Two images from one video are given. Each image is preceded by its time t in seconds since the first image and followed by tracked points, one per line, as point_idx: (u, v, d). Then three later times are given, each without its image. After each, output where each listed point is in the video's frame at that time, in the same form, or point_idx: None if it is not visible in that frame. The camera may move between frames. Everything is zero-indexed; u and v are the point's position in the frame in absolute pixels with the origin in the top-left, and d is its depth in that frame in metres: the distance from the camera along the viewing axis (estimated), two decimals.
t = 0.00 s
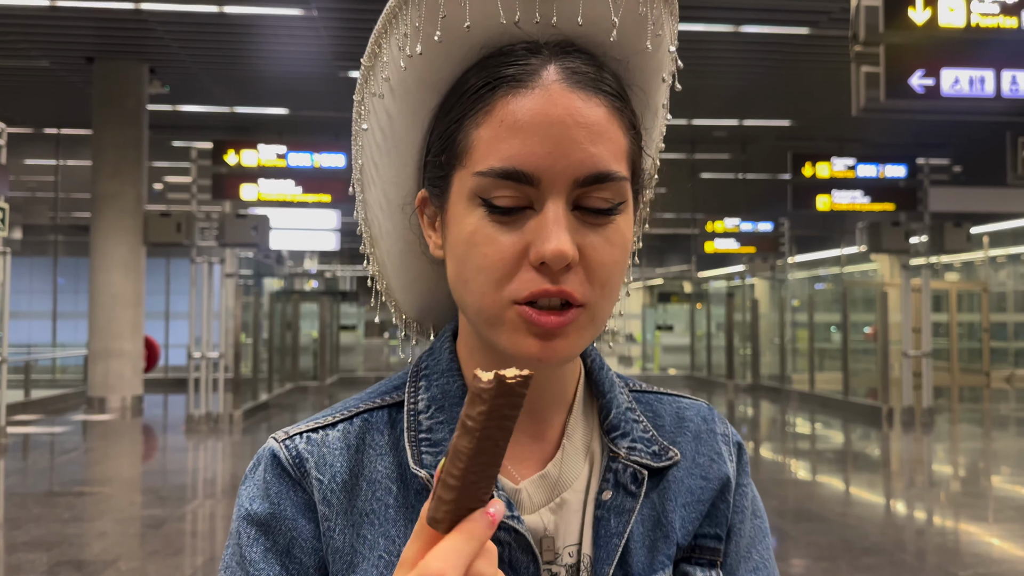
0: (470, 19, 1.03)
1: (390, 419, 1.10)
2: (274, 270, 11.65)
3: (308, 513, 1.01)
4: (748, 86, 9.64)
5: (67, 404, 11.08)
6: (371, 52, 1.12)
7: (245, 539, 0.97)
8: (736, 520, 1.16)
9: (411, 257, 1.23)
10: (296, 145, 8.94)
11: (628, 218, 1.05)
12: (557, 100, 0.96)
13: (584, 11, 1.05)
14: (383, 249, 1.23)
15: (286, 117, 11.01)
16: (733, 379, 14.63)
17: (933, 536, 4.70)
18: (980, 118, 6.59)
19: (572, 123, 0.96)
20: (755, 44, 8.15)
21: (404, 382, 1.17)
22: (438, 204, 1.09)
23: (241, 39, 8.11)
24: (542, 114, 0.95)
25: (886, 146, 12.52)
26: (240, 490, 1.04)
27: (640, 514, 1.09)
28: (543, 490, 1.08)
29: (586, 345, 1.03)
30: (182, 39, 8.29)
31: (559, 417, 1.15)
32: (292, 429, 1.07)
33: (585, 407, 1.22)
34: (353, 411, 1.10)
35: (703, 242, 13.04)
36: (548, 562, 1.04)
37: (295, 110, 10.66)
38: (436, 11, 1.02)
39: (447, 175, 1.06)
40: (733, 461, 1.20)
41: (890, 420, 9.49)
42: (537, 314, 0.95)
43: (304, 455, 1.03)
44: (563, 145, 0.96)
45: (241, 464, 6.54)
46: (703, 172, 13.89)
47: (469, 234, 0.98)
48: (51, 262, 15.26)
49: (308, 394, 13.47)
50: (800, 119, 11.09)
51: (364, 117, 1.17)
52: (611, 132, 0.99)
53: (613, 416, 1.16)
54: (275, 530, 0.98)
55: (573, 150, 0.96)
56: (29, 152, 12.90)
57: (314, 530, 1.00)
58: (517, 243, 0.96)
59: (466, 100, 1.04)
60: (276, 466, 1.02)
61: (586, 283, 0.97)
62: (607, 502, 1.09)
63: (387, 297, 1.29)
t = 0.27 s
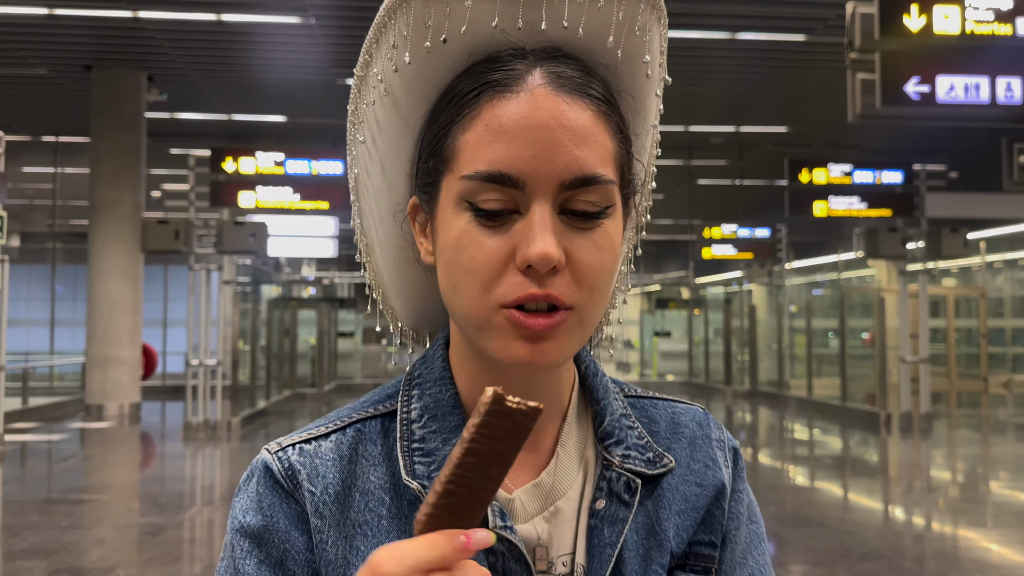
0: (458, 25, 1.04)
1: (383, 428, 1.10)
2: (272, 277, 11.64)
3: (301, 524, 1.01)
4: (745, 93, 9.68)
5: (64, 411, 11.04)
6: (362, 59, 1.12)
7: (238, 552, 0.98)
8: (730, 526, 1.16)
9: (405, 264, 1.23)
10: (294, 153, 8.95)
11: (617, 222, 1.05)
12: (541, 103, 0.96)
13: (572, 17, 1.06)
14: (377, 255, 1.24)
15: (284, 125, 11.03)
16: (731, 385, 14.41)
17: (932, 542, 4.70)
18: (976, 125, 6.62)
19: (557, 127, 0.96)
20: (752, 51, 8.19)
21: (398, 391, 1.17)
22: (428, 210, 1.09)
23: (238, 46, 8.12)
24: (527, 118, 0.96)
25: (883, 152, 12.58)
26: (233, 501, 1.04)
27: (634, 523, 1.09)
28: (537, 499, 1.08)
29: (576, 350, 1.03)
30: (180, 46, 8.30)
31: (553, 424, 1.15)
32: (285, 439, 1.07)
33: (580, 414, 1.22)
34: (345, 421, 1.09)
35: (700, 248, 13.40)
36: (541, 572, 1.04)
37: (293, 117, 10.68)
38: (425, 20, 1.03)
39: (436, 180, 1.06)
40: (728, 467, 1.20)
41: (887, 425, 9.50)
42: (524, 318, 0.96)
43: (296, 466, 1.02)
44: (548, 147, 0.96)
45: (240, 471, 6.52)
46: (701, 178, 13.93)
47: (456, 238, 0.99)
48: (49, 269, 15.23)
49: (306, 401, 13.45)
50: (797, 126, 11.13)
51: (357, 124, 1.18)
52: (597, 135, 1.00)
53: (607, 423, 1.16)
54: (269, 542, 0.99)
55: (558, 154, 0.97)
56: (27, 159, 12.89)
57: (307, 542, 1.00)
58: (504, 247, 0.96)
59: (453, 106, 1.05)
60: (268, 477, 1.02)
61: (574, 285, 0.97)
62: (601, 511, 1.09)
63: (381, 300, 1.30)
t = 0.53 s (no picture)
0: (448, 28, 1.05)
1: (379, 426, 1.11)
2: (271, 283, 11.63)
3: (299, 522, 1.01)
4: (743, 100, 9.72)
5: (62, 419, 10.99)
6: (352, 64, 1.13)
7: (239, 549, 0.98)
8: (728, 522, 1.16)
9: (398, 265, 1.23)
10: (293, 159, 8.97)
11: (614, 220, 1.05)
12: (538, 102, 0.97)
13: (564, 16, 1.07)
14: (371, 260, 1.24)
15: (283, 131, 11.04)
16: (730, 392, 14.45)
17: (931, 549, 4.68)
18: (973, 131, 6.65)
19: (554, 125, 0.96)
20: (749, 58, 8.22)
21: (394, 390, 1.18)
22: (424, 212, 1.09)
23: (237, 53, 8.15)
24: (523, 117, 0.96)
25: (880, 159, 12.62)
26: (231, 501, 1.04)
27: (632, 520, 1.09)
28: (535, 497, 1.08)
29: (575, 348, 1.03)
30: (179, 53, 8.32)
31: (549, 422, 1.15)
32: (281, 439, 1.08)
33: (576, 412, 1.22)
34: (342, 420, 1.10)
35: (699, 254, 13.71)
36: (540, 569, 1.03)
37: (292, 124, 10.69)
38: (416, 22, 1.05)
39: (432, 182, 1.06)
40: (725, 463, 1.20)
41: (886, 432, 9.49)
42: (525, 316, 0.95)
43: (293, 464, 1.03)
44: (546, 145, 0.96)
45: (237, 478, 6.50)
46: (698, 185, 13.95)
47: (456, 240, 0.99)
48: (47, 276, 15.20)
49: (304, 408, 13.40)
50: (795, 132, 11.17)
51: (347, 130, 1.19)
52: (594, 134, 1.00)
53: (603, 421, 1.17)
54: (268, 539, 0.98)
55: (556, 152, 0.97)
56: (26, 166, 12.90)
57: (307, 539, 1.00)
58: (504, 247, 0.96)
59: (448, 107, 1.05)
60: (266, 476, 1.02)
61: (574, 284, 0.97)
62: (599, 508, 1.09)
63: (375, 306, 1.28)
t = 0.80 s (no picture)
0: (448, 35, 1.05)
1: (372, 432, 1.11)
2: (271, 286, 11.64)
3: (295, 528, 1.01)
4: (743, 103, 9.73)
5: (62, 421, 10.99)
6: (345, 67, 1.13)
7: (237, 554, 0.96)
8: (719, 528, 1.17)
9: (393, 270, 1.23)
10: (293, 162, 8.98)
11: (614, 232, 1.06)
12: (541, 115, 0.97)
13: (564, 26, 1.08)
14: (363, 266, 1.24)
15: (283, 134, 11.06)
16: (729, 395, 14.55)
17: (931, 552, 4.68)
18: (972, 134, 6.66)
19: (557, 139, 0.97)
20: (750, 61, 8.24)
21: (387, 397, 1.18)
22: (422, 222, 1.09)
23: (238, 56, 8.16)
24: (527, 130, 0.96)
25: (880, 162, 12.64)
26: (224, 508, 1.04)
27: (625, 527, 1.10)
28: (529, 505, 1.08)
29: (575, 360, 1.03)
30: (180, 56, 8.34)
31: (544, 429, 1.14)
32: (274, 446, 1.08)
33: (570, 419, 1.22)
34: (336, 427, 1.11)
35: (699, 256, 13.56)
36: None
37: (292, 126, 10.71)
38: (414, 28, 1.04)
39: (432, 192, 1.06)
40: (716, 470, 1.21)
41: (886, 435, 9.48)
42: (527, 329, 0.95)
43: (286, 470, 1.04)
44: (549, 159, 0.96)
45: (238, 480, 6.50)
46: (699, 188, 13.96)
47: (459, 252, 0.99)
48: (47, 278, 15.20)
49: (304, 410, 13.41)
50: (795, 135, 11.18)
51: (339, 133, 1.18)
52: (596, 146, 1.00)
53: (597, 427, 1.17)
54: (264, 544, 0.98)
55: (559, 166, 0.97)
56: (27, 168, 12.92)
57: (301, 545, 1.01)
58: (506, 261, 0.96)
59: (448, 117, 1.05)
60: (261, 482, 1.03)
61: (576, 297, 0.98)
62: (593, 515, 1.09)
63: (367, 311, 1.28)
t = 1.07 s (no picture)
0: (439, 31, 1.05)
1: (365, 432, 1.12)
2: (273, 287, 11.65)
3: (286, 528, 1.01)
4: (744, 105, 9.72)
5: (64, 422, 11.00)
6: (338, 63, 1.13)
7: (227, 555, 0.97)
8: (715, 526, 1.16)
9: (385, 268, 1.23)
10: (295, 163, 8.99)
11: (609, 230, 1.06)
12: (537, 113, 0.97)
13: (556, 20, 1.08)
14: (356, 263, 1.24)
15: (285, 135, 11.08)
16: (731, 397, 14.56)
17: (932, 554, 4.68)
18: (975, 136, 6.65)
19: (552, 136, 0.97)
20: (751, 62, 8.23)
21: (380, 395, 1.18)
22: (417, 220, 1.09)
23: (240, 57, 8.17)
24: (522, 127, 0.96)
25: (882, 164, 12.63)
26: (216, 507, 1.04)
27: (620, 525, 1.09)
28: (523, 502, 1.08)
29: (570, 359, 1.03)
30: (182, 58, 8.35)
31: (538, 427, 1.14)
32: (266, 444, 1.08)
33: (564, 417, 1.22)
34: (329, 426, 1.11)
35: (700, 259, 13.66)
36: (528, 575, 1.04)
37: (294, 128, 10.73)
38: (406, 23, 1.05)
39: (426, 190, 1.06)
40: (712, 466, 1.20)
41: (888, 437, 9.47)
42: (523, 329, 0.96)
43: (278, 470, 1.04)
44: (545, 157, 0.96)
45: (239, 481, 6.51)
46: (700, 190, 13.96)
47: (453, 251, 0.98)
48: (50, 279, 15.22)
49: (306, 412, 13.41)
50: (796, 137, 11.18)
51: (332, 132, 1.18)
52: (592, 144, 1.01)
53: (592, 425, 1.17)
54: (256, 545, 0.99)
55: (556, 164, 0.97)
56: (29, 169, 12.95)
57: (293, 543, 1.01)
58: (503, 260, 0.96)
59: (442, 113, 1.05)
60: (251, 482, 1.03)
61: (572, 296, 0.98)
62: (587, 513, 1.09)
63: (360, 307, 1.29)
